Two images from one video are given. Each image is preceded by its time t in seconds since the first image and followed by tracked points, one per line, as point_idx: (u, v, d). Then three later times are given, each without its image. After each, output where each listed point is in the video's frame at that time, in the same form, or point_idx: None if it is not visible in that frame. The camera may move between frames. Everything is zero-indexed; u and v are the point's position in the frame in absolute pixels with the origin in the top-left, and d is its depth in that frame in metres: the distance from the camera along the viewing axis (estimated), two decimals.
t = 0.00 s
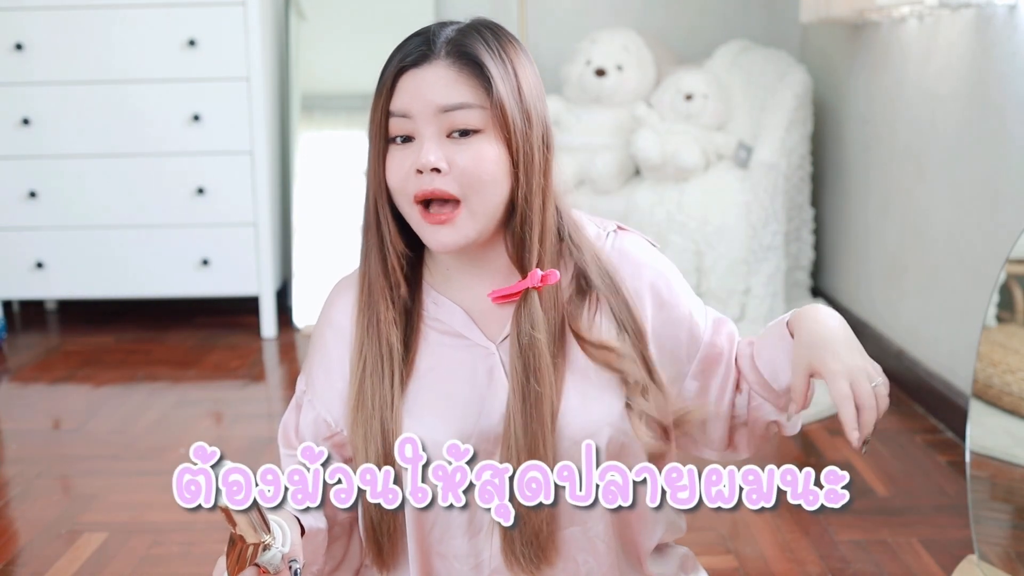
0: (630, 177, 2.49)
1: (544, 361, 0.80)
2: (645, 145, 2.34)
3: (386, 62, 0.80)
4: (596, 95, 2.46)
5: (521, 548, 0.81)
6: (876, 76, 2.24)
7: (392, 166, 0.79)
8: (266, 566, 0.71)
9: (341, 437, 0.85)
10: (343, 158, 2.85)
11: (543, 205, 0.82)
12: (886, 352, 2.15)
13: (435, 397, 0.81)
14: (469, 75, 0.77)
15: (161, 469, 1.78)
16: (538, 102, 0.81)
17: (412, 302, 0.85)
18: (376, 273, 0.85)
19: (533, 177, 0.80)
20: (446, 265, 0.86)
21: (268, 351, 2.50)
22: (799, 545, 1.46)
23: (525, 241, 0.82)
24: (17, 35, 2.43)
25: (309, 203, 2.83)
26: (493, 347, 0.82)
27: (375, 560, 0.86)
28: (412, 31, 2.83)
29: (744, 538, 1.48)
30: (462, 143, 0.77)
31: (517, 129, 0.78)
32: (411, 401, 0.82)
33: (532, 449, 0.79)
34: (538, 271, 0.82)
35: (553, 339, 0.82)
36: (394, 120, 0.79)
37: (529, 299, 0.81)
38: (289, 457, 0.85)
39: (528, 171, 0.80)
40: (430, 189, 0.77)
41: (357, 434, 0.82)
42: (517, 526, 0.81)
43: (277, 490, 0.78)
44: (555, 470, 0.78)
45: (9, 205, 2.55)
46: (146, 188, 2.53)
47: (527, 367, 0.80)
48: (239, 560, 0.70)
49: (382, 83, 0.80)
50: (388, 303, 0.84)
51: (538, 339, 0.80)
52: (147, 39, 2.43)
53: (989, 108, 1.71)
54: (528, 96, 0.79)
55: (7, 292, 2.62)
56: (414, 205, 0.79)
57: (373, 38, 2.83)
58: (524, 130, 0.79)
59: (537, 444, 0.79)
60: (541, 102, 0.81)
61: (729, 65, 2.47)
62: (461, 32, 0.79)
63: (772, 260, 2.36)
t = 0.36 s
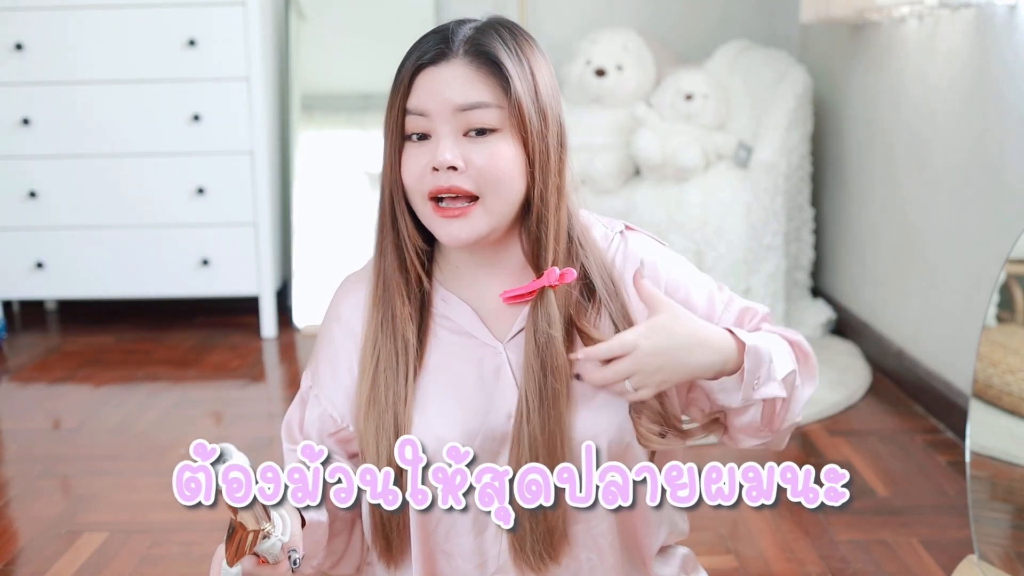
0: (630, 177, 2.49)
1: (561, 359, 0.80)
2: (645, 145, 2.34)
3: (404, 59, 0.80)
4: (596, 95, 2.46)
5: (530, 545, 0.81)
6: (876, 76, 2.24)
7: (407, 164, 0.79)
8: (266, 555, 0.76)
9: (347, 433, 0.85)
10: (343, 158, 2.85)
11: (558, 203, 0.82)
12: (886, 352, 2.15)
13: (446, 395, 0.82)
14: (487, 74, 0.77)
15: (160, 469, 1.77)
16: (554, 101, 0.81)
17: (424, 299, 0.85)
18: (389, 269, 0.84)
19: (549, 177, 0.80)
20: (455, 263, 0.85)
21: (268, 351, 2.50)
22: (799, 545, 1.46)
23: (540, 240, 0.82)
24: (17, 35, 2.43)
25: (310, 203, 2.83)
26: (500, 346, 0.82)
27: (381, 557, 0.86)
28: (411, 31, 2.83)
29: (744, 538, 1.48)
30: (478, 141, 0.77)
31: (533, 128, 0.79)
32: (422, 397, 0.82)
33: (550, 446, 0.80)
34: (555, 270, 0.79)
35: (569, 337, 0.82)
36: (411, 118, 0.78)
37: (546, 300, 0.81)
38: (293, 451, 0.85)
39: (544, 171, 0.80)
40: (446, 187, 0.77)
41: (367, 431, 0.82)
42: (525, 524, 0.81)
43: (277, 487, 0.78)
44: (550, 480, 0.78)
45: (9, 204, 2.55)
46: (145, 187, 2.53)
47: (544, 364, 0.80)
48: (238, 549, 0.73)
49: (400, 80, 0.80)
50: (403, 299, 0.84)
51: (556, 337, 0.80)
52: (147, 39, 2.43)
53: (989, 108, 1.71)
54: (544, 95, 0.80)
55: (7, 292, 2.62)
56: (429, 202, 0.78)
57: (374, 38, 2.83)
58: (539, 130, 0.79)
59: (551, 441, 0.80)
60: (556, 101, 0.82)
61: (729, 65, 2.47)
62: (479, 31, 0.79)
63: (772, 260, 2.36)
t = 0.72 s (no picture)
0: (630, 177, 2.49)
1: (552, 361, 0.80)
2: (645, 145, 2.34)
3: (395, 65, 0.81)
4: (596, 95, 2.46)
5: (531, 545, 0.81)
6: (876, 76, 2.24)
7: (399, 168, 0.79)
8: (266, 557, 0.73)
9: (348, 433, 0.85)
10: (343, 158, 2.85)
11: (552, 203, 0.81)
12: (886, 352, 2.15)
13: (447, 395, 0.82)
14: (472, 75, 0.77)
15: (160, 469, 1.77)
16: (546, 100, 0.80)
17: (425, 300, 0.86)
18: (388, 271, 0.85)
19: (542, 176, 0.79)
20: (455, 265, 0.85)
21: (267, 351, 2.50)
22: (799, 545, 1.46)
23: (532, 242, 0.82)
24: (17, 35, 2.43)
25: (309, 203, 2.83)
26: (505, 347, 0.82)
27: (383, 555, 0.86)
28: (411, 31, 2.83)
29: (744, 538, 1.48)
30: (467, 142, 0.77)
31: (523, 127, 0.78)
32: (423, 399, 0.82)
33: (538, 448, 0.79)
34: (545, 269, 0.79)
35: (560, 338, 0.81)
36: (402, 122, 0.79)
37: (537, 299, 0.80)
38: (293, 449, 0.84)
39: (535, 170, 0.79)
40: (436, 190, 0.77)
41: (366, 433, 0.82)
42: (527, 524, 0.81)
43: (278, 487, 0.77)
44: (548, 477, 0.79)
45: (9, 205, 2.55)
46: (146, 187, 2.53)
47: (533, 365, 0.80)
48: (241, 550, 0.70)
49: (390, 86, 0.80)
50: (402, 302, 0.84)
51: (545, 339, 0.80)
52: (147, 39, 2.43)
53: (989, 108, 1.71)
54: (535, 94, 0.79)
55: (7, 292, 2.62)
56: (421, 206, 0.78)
57: (374, 38, 2.83)
58: (530, 128, 0.78)
59: (545, 441, 0.79)
60: (548, 99, 0.81)
61: (729, 66, 2.47)
62: (466, 32, 0.79)
63: (772, 259, 2.36)
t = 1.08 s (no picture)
0: (630, 178, 2.49)
1: (548, 361, 0.80)
2: (645, 145, 2.34)
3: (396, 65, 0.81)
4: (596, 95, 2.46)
5: (531, 545, 0.81)
6: (876, 76, 2.24)
7: (400, 168, 0.80)
8: (275, 557, 0.74)
9: (351, 432, 0.85)
10: (343, 157, 2.85)
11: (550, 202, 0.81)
12: (886, 352, 2.15)
13: (448, 394, 0.82)
14: (470, 75, 0.77)
15: (160, 469, 1.77)
16: (546, 99, 0.80)
17: (428, 299, 0.86)
18: (389, 270, 0.85)
19: (541, 176, 0.79)
20: (457, 265, 0.86)
21: (267, 351, 2.50)
22: (799, 545, 1.46)
23: (529, 243, 0.82)
24: (17, 35, 2.43)
25: (310, 203, 2.83)
26: (506, 346, 0.82)
27: (381, 552, 0.86)
28: (411, 31, 2.83)
29: (744, 538, 1.48)
30: (465, 143, 0.77)
31: (521, 128, 0.78)
32: (424, 398, 0.82)
33: (533, 448, 0.79)
34: (542, 269, 0.81)
35: (558, 340, 0.81)
36: (402, 122, 0.79)
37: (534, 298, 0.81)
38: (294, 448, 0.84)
39: (533, 169, 0.79)
40: (434, 190, 0.77)
41: (368, 433, 0.82)
42: (527, 523, 0.81)
43: (278, 490, 0.76)
44: (551, 472, 0.79)
45: (9, 205, 2.55)
46: (146, 187, 2.53)
47: (530, 366, 0.80)
48: (254, 552, 0.73)
49: (391, 86, 0.80)
50: (403, 300, 0.84)
51: (541, 339, 0.80)
52: (147, 40, 2.43)
53: (989, 108, 1.71)
54: (534, 94, 0.79)
55: (7, 292, 2.62)
56: (421, 206, 0.79)
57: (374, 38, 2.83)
58: (528, 128, 0.78)
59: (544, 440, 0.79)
60: (547, 97, 0.81)
61: (729, 66, 2.47)
62: (465, 32, 0.79)
63: (772, 260, 2.36)
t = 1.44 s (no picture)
0: (630, 177, 2.49)
1: (561, 358, 0.80)
2: (645, 145, 2.34)
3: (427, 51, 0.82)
4: (596, 95, 2.46)
5: (532, 546, 0.81)
6: (876, 76, 2.24)
7: (424, 154, 0.80)
8: (276, 552, 0.76)
9: (353, 425, 0.85)
10: (343, 157, 2.85)
11: (572, 202, 0.82)
12: (886, 352, 2.15)
13: (455, 388, 0.82)
14: (505, 67, 0.78)
15: (160, 469, 1.77)
16: (574, 98, 0.81)
17: (437, 291, 0.86)
18: (403, 258, 0.85)
19: (563, 173, 0.80)
20: (467, 261, 0.86)
21: (267, 351, 2.50)
22: (799, 545, 1.46)
23: (550, 238, 0.82)
24: (17, 35, 2.43)
25: (310, 203, 2.82)
26: (511, 345, 0.82)
27: (379, 546, 0.87)
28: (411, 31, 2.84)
29: (744, 538, 1.48)
30: (495, 134, 0.77)
31: (551, 124, 0.79)
32: (429, 392, 0.82)
33: (544, 447, 0.79)
34: (563, 268, 0.81)
35: (571, 339, 0.81)
36: (430, 109, 0.79)
37: (550, 297, 0.81)
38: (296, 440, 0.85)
39: (559, 168, 0.80)
40: (459, 178, 0.77)
41: (372, 422, 0.82)
42: (527, 524, 0.81)
43: (278, 487, 0.78)
44: (549, 477, 0.78)
45: (9, 205, 2.55)
46: (146, 187, 2.53)
47: (544, 363, 0.80)
48: (255, 547, 0.75)
49: (422, 71, 0.81)
50: (414, 291, 0.84)
51: (558, 335, 0.80)
52: (147, 40, 2.43)
53: (989, 108, 1.71)
54: (564, 91, 0.80)
55: (7, 292, 2.62)
56: (443, 193, 0.79)
57: (374, 39, 2.83)
58: (557, 125, 0.79)
59: (554, 440, 0.79)
60: (576, 98, 0.82)
61: (729, 66, 2.47)
62: (501, 27, 0.81)
63: (772, 259, 2.36)
